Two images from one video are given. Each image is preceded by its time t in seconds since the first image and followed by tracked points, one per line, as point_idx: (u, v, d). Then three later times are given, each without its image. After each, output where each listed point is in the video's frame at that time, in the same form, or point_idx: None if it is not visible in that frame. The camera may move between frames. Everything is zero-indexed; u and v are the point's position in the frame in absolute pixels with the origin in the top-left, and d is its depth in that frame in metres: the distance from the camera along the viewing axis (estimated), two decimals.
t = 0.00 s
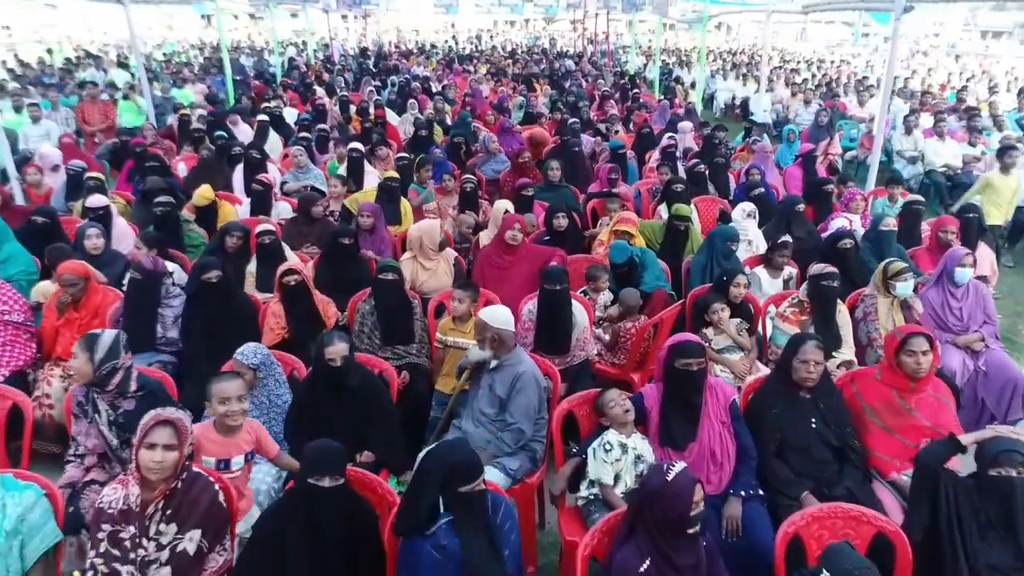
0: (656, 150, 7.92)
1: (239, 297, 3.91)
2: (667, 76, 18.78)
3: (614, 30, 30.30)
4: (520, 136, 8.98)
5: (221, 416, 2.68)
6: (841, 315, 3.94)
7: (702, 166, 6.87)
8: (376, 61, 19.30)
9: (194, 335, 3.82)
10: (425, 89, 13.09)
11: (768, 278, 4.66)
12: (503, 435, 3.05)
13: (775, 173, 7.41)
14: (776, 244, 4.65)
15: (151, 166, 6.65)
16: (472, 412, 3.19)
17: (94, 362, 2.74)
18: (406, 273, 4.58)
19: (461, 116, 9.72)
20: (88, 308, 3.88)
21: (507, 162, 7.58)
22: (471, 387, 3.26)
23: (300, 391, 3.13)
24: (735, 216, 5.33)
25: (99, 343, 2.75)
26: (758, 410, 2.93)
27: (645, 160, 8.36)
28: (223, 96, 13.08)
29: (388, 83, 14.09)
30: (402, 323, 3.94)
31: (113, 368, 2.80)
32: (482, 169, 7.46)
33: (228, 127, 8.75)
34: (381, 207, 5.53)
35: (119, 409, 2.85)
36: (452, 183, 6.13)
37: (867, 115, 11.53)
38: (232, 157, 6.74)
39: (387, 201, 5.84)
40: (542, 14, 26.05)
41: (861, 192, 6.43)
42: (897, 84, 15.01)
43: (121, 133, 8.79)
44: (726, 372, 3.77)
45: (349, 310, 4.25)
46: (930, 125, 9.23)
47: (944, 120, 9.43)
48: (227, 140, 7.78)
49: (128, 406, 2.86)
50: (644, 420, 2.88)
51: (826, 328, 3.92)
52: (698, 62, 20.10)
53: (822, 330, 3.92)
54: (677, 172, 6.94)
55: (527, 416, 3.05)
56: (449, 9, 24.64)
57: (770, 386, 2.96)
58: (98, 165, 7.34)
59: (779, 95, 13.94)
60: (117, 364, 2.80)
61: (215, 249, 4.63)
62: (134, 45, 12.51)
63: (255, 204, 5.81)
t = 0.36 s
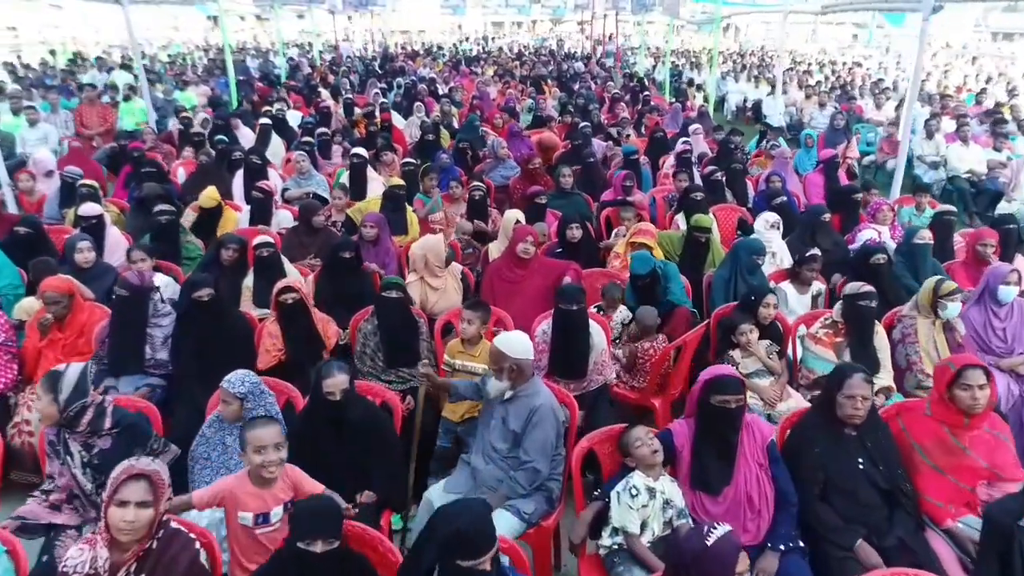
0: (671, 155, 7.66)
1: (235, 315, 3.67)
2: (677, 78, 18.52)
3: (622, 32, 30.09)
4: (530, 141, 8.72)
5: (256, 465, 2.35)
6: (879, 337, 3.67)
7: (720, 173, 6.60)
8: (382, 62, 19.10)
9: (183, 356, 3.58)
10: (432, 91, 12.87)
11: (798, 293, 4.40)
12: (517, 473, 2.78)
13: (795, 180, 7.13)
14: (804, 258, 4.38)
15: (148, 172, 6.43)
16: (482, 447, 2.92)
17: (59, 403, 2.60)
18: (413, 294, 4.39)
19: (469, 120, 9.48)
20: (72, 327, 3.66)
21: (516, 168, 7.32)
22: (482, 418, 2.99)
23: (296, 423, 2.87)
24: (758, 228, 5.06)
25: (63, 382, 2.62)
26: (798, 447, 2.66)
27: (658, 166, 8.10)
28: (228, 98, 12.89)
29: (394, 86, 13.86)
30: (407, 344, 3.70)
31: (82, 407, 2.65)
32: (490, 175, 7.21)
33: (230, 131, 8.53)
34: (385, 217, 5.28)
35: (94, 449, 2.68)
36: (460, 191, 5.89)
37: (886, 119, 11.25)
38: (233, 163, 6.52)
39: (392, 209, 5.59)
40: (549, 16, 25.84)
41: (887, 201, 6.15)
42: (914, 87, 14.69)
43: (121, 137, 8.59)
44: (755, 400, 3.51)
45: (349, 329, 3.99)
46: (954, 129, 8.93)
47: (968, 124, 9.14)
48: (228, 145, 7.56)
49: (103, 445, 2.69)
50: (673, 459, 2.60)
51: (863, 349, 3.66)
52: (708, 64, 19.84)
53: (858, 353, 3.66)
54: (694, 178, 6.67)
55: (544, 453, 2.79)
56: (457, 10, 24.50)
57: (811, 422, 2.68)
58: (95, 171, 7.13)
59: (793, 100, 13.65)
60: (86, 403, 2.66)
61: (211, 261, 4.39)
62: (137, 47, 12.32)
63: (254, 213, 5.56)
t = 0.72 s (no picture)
0: (683, 160, 7.38)
1: (227, 337, 3.43)
2: (683, 80, 18.24)
3: (626, 33, 29.86)
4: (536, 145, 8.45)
5: (307, 529, 2.14)
6: (920, 364, 3.40)
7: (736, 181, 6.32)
8: (385, 63, 18.88)
9: (167, 383, 3.31)
10: (435, 93, 12.62)
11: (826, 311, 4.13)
12: (531, 522, 2.51)
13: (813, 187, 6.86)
14: (834, 274, 4.10)
15: (138, 179, 6.14)
16: (491, 491, 2.64)
17: (27, 450, 2.32)
18: (417, 313, 4.09)
19: (473, 123, 9.22)
20: (44, 352, 3.43)
21: (523, 174, 7.05)
22: (490, 457, 2.71)
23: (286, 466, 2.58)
24: (780, 240, 4.79)
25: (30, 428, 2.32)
26: (844, 494, 2.38)
27: (669, 171, 7.83)
28: (226, 99, 12.64)
29: (396, 88, 13.60)
30: (410, 369, 3.43)
31: (52, 452, 2.37)
32: (496, 182, 6.94)
33: (227, 135, 8.27)
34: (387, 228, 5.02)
35: (61, 497, 2.42)
36: (465, 199, 5.61)
37: (900, 123, 10.97)
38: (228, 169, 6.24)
39: (393, 219, 5.33)
40: (554, 17, 25.61)
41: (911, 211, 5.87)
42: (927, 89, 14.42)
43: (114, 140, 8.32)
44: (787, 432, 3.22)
45: (347, 349, 3.72)
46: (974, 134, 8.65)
47: (988, 129, 8.86)
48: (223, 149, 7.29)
49: (72, 491, 2.43)
50: (708, 511, 2.33)
51: (903, 376, 3.39)
52: (715, 65, 19.58)
53: (897, 381, 3.39)
54: (708, 186, 6.39)
55: (559, 501, 2.50)
56: (460, 11, 24.29)
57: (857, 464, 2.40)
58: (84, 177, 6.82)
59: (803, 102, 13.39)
60: (56, 448, 2.37)
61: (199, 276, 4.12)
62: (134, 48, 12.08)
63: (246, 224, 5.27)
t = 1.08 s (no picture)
0: (697, 167, 7.03)
1: (210, 372, 3.12)
2: (689, 82, 17.90)
3: (629, 34, 29.55)
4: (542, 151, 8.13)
5: None
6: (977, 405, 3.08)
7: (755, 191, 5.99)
8: (386, 65, 18.58)
9: (141, 422, 2.97)
10: (437, 96, 12.30)
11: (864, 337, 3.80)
12: None
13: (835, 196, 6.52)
14: (873, 297, 3.77)
15: (124, 187, 5.75)
16: (505, 559, 2.33)
17: None
18: (415, 334, 3.79)
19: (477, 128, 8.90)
20: None
21: (529, 183, 6.70)
22: (503, 519, 2.39)
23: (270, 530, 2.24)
24: (809, 257, 4.47)
25: None
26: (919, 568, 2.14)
27: (682, 179, 7.49)
28: (223, 102, 12.32)
29: (397, 90, 13.28)
30: (412, 408, 3.07)
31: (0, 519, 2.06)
32: (501, 190, 6.61)
33: (220, 140, 7.94)
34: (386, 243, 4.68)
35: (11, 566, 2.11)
36: (469, 211, 5.28)
37: (916, 127, 10.64)
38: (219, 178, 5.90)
39: (394, 233, 5.00)
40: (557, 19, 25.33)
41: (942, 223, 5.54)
42: (940, 91, 14.07)
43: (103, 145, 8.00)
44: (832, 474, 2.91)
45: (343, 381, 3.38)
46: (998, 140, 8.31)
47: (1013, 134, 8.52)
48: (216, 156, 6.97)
49: (23, 557, 2.12)
50: None
51: (958, 418, 3.06)
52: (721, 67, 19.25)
53: (951, 421, 3.06)
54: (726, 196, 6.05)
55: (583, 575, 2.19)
56: (461, 12, 24.00)
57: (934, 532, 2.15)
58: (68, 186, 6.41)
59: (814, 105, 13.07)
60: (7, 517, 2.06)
61: (181, 298, 3.77)
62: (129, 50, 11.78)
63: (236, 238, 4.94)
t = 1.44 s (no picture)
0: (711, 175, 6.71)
1: (186, 415, 2.78)
2: (694, 83, 17.55)
3: (632, 35, 29.25)
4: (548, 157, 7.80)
5: None
6: None
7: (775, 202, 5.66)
8: (386, 66, 18.28)
9: (109, 474, 2.65)
10: (439, 98, 11.98)
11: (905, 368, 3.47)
12: None
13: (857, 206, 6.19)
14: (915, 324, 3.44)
15: (108, 198, 5.41)
16: None
17: None
18: (414, 367, 3.46)
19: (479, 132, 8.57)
20: None
21: (536, 192, 6.37)
22: None
23: None
24: (839, 277, 4.13)
25: None
26: None
27: (695, 187, 7.16)
28: (218, 104, 12.00)
29: (397, 93, 12.96)
30: (411, 453, 2.77)
31: None
32: (506, 200, 6.28)
33: (213, 145, 7.61)
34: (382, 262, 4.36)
35: None
36: (473, 224, 4.95)
37: (932, 131, 10.33)
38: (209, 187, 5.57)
39: (391, 249, 4.67)
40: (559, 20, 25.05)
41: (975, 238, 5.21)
42: (953, 91, 13.74)
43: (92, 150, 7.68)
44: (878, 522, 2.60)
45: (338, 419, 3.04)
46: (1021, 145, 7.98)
47: None
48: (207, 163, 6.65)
49: None
50: None
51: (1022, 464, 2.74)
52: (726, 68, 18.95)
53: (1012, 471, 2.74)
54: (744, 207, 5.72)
55: None
56: (463, 12, 23.70)
57: None
58: (50, 197, 6.10)
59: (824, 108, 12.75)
60: None
61: (160, 323, 3.43)
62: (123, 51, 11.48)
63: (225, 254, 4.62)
